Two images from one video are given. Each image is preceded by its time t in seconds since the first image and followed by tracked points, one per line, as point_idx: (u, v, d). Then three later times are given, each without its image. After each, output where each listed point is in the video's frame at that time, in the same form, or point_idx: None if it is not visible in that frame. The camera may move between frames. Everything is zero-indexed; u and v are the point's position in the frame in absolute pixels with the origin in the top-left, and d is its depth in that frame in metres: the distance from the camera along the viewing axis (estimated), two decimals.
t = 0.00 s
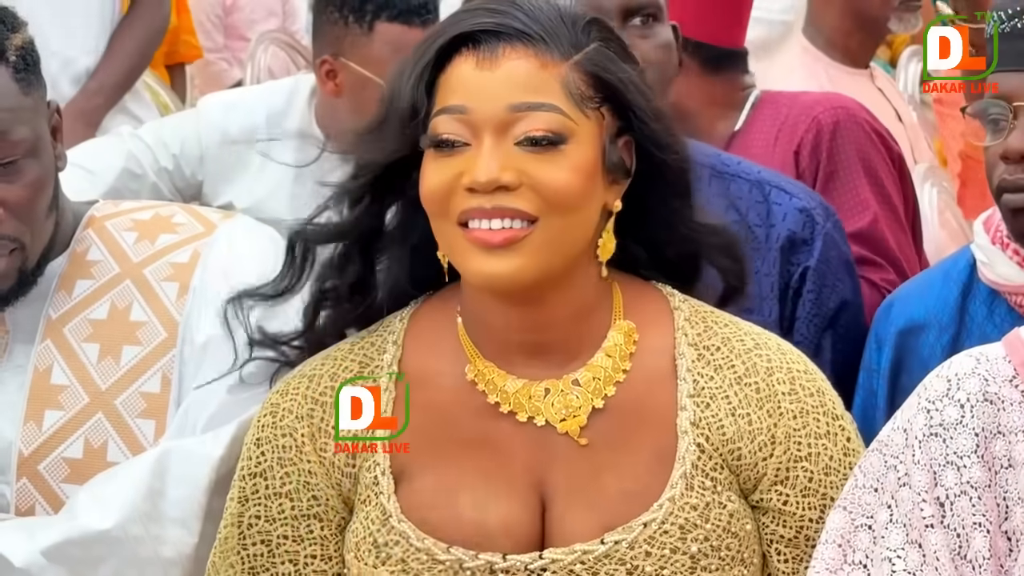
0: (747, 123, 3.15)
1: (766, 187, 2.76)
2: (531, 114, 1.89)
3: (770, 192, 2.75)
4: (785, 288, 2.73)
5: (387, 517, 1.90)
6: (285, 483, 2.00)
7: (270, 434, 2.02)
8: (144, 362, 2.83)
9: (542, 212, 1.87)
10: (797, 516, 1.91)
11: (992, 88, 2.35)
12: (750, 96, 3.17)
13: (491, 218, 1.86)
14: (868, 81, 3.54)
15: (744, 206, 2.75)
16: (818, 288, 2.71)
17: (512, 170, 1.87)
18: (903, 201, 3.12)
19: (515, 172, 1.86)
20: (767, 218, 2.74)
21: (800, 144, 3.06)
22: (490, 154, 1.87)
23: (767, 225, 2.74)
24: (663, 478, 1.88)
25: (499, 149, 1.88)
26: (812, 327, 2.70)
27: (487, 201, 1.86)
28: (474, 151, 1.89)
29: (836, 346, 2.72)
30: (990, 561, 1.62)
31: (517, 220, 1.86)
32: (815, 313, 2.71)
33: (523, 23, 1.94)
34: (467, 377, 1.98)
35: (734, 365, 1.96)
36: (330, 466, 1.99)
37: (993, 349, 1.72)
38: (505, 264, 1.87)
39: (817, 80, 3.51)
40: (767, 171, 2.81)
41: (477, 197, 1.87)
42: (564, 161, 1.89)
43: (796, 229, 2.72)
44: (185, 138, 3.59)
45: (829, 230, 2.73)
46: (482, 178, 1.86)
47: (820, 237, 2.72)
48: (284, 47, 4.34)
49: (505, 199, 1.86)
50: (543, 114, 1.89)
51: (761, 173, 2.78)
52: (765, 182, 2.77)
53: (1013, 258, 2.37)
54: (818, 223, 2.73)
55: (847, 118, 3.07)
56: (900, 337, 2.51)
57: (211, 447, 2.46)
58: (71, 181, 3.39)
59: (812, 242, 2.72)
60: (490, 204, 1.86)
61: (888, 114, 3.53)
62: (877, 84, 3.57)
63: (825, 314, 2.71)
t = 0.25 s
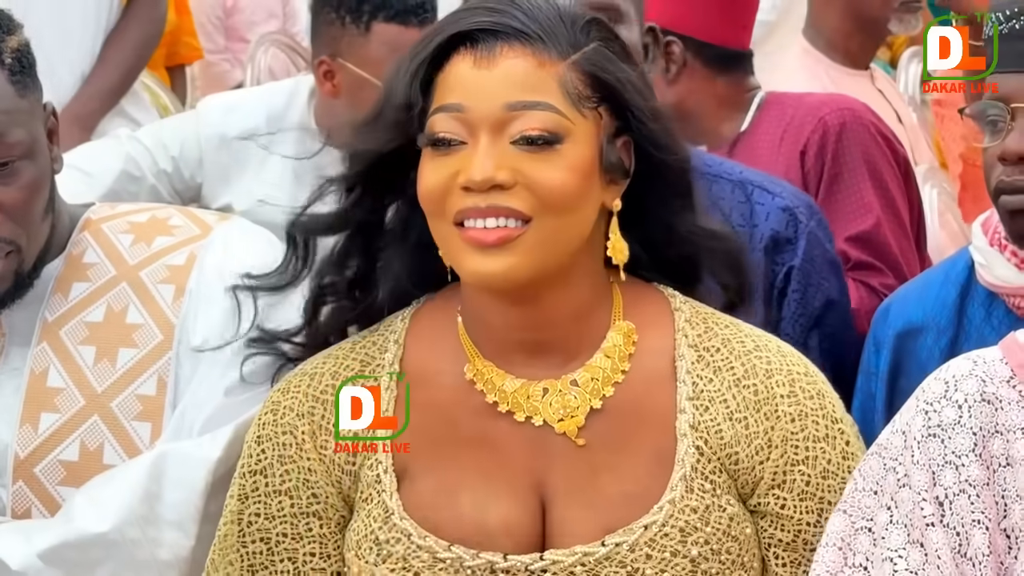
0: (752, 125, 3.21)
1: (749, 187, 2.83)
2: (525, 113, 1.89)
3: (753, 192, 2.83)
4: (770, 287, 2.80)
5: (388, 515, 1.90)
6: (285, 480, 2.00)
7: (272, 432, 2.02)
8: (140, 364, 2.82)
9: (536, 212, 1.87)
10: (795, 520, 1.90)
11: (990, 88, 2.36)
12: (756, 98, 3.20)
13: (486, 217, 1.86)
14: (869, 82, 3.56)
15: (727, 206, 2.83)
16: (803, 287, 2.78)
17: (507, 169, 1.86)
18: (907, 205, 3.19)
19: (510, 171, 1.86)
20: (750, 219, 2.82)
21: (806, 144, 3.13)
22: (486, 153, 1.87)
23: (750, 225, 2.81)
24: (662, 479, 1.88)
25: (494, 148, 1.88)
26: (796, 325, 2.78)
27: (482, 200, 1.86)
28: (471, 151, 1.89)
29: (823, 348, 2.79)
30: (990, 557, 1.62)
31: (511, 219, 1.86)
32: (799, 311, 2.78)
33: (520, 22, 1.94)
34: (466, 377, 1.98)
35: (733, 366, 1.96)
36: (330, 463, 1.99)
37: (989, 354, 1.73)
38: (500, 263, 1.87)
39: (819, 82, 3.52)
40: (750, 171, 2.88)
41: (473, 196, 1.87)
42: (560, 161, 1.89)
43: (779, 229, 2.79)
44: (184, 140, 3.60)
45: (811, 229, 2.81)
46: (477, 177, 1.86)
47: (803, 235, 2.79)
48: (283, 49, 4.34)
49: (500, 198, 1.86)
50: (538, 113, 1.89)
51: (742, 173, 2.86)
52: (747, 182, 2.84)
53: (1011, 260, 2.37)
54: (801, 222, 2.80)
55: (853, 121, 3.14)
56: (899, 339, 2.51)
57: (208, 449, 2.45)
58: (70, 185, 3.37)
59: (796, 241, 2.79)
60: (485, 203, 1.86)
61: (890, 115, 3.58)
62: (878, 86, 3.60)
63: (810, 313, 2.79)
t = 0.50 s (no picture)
0: (751, 129, 3.22)
1: (732, 189, 2.84)
2: (615, 109, 1.91)
3: (736, 194, 2.83)
4: (755, 289, 2.82)
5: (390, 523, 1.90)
6: (289, 489, 2.00)
7: (274, 440, 2.03)
8: (141, 368, 2.81)
9: (624, 211, 1.88)
10: (802, 513, 1.89)
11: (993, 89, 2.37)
12: (755, 103, 3.21)
13: (592, 212, 1.85)
14: (870, 86, 3.56)
15: (710, 208, 2.84)
16: (788, 287, 2.79)
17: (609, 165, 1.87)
18: (907, 209, 3.19)
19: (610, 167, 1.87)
20: (734, 220, 2.83)
21: (804, 149, 3.13)
22: (588, 150, 1.86)
23: (734, 227, 2.82)
24: (667, 477, 1.88)
25: (590, 144, 1.88)
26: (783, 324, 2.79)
27: (592, 194, 1.85)
28: (561, 147, 1.87)
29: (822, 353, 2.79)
30: (993, 564, 1.62)
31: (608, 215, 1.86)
32: (785, 312, 2.79)
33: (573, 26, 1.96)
34: (474, 382, 1.98)
35: (738, 361, 1.95)
36: (336, 471, 1.99)
37: (993, 359, 1.73)
38: (600, 260, 1.85)
39: (821, 86, 3.50)
40: (734, 172, 2.88)
41: (580, 189, 1.85)
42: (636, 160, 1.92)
43: (762, 230, 2.80)
44: (185, 145, 3.59)
45: (795, 229, 2.81)
46: (591, 171, 1.84)
47: (787, 236, 2.79)
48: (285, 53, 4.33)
49: (605, 193, 1.86)
50: (622, 110, 1.92)
51: (726, 175, 2.86)
52: (730, 184, 2.84)
53: (1013, 265, 2.37)
54: (785, 223, 2.80)
55: (851, 125, 3.14)
56: (901, 344, 2.52)
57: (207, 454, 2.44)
58: (70, 190, 3.38)
59: (780, 242, 2.79)
60: (595, 197, 1.85)
61: (891, 119, 3.58)
62: (879, 90, 3.60)
63: (797, 314, 2.80)
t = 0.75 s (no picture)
0: (751, 130, 3.22)
1: (723, 189, 2.84)
2: (644, 120, 1.91)
3: (725, 194, 2.83)
4: (746, 290, 2.82)
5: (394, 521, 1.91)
6: (295, 486, 2.00)
7: (281, 437, 2.04)
8: (137, 371, 2.80)
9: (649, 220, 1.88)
10: (806, 518, 1.89)
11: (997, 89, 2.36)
12: (755, 105, 3.21)
13: (614, 223, 1.85)
14: (870, 88, 3.55)
15: (700, 209, 2.84)
16: (779, 286, 2.78)
17: (637, 175, 1.87)
18: (907, 212, 3.19)
19: (639, 177, 1.87)
20: (725, 221, 2.83)
21: (804, 151, 3.13)
22: (618, 160, 1.86)
23: (724, 228, 2.82)
24: (674, 482, 1.88)
25: (620, 153, 1.87)
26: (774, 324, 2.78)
27: (617, 205, 1.85)
28: (589, 157, 1.87)
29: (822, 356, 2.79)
30: (999, 569, 1.61)
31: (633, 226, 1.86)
32: (775, 313, 2.78)
33: (604, 33, 1.96)
34: (484, 382, 1.98)
35: (747, 366, 1.95)
36: (343, 468, 2.00)
37: (1000, 363, 1.72)
38: (621, 271, 1.85)
39: (821, 88, 3.50)
40: (726, 173, 2.89)
41: (605, 200, 1.85)
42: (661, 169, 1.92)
43: (752, 230, 2.80)
44: (184, 149, 3.59)
45: (785, 229, 2.80)
46: (617, 182, 1.85)
47: (777, 236, 2.79)
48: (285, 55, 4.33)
49: (632, 204, 1.86)
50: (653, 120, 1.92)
51: (716, 176, 2.87)
52: (720, 185, 2.85)
53: (1014, 268, 2.37)
54: (775, 223, 2.80)
55: (851, 127, 3.14)
56: (901, 348, 2.52)
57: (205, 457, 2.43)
58: (69, 195, 3.37)
59: (771, 241, 2.79)
60: (620, 208, 1.85)
61: (891, 121, 3.57)
62: (879, 92, 3.58)
63: (788, 314, 2.79)
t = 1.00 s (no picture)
0: (751, 133, 3.21)
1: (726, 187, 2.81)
2: (593, 122, 1.89)
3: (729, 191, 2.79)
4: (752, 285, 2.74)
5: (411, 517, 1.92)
6: (311, 480, 2.01)
7: (299, 430, 2.04)
8: (134, 371, 2.79)
9: (599, 224, 1.86)
10: (821, 534, 1.90)
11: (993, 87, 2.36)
12: (754, 107, 3.21)
13: (553, 225, 1.85)
14: (870, 89, 3.56)
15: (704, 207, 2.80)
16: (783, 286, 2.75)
17: (575, 178, 1.86)
18: (908, 213, 3.20)
19: (579, 180, 1.86)
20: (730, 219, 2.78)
21: (804, 152, 3.14)
22: (553, 161, 1.86)
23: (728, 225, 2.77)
24: (691, 494, 1.89)
25: (562, 156, 1.87)
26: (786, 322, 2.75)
27: (550, 209, 1.85)
28: (534, 159, 1.88)
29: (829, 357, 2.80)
30: (1006, 570, 1.58)
31: (577, 229, 1.85)
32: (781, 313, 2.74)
33: (583, 32, 1.94)
34: (499, 383, 1.99)
35: (767, 379, 1.97)
36: (358, 464, 2.00)
37: (1006, 363, 1.70)
38: (562, 274, 1.86)
39: (821, 89, 3.51)
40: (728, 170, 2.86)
41: (539, 204, 1.85)
42: (624, 172, 1.89)
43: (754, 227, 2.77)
44: (184, 149, 3.60)
45: (784, 227, 2.80)
46: (546, 185, 1.84)
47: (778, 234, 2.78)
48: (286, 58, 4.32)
49: (568, 207, 1.85)
50: (605, 122, 1.89)
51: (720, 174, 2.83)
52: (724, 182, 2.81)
53: (1014, 269, 2.38)
54: (776, 221, 2.79)
55: (851, 128, 3.15)
56: (901, 349, 2.53)
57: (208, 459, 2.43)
58: (68, 194, 3.35)
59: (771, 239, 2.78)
60: (553, 211, 1.84)
61: (891, 122, 3.55)
62: (879, 93, 3.58)
63: (789, 312, 2.76)
